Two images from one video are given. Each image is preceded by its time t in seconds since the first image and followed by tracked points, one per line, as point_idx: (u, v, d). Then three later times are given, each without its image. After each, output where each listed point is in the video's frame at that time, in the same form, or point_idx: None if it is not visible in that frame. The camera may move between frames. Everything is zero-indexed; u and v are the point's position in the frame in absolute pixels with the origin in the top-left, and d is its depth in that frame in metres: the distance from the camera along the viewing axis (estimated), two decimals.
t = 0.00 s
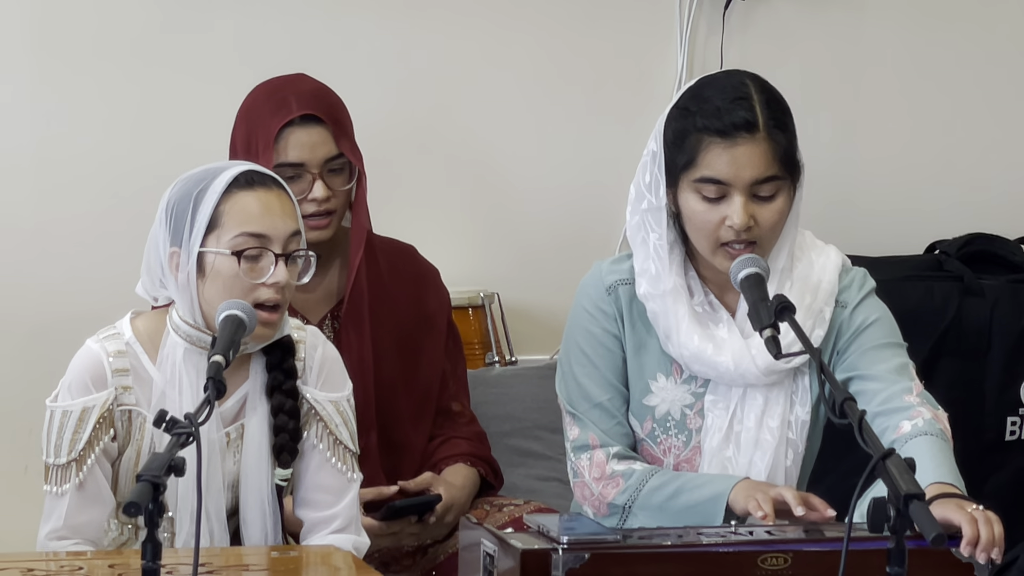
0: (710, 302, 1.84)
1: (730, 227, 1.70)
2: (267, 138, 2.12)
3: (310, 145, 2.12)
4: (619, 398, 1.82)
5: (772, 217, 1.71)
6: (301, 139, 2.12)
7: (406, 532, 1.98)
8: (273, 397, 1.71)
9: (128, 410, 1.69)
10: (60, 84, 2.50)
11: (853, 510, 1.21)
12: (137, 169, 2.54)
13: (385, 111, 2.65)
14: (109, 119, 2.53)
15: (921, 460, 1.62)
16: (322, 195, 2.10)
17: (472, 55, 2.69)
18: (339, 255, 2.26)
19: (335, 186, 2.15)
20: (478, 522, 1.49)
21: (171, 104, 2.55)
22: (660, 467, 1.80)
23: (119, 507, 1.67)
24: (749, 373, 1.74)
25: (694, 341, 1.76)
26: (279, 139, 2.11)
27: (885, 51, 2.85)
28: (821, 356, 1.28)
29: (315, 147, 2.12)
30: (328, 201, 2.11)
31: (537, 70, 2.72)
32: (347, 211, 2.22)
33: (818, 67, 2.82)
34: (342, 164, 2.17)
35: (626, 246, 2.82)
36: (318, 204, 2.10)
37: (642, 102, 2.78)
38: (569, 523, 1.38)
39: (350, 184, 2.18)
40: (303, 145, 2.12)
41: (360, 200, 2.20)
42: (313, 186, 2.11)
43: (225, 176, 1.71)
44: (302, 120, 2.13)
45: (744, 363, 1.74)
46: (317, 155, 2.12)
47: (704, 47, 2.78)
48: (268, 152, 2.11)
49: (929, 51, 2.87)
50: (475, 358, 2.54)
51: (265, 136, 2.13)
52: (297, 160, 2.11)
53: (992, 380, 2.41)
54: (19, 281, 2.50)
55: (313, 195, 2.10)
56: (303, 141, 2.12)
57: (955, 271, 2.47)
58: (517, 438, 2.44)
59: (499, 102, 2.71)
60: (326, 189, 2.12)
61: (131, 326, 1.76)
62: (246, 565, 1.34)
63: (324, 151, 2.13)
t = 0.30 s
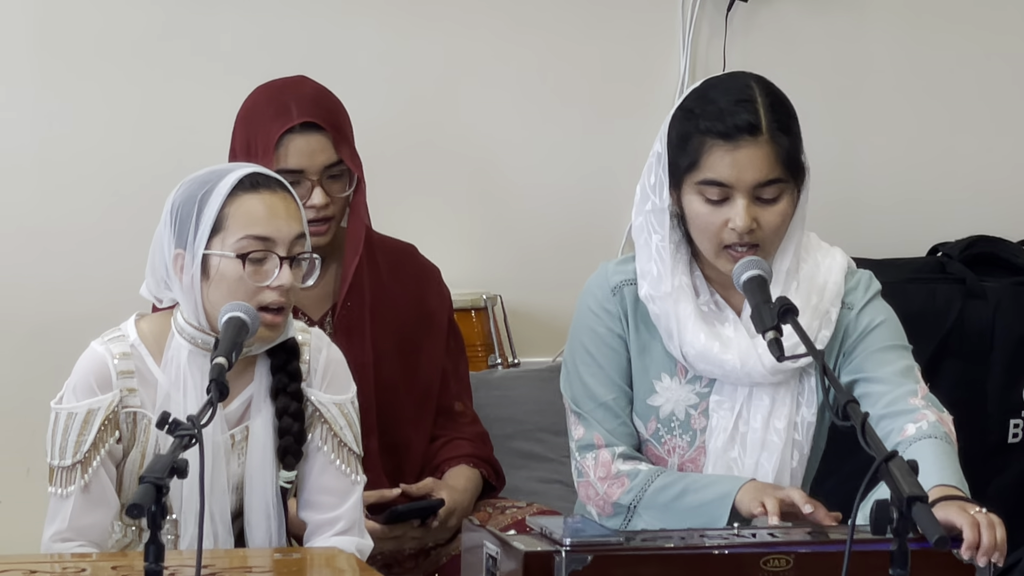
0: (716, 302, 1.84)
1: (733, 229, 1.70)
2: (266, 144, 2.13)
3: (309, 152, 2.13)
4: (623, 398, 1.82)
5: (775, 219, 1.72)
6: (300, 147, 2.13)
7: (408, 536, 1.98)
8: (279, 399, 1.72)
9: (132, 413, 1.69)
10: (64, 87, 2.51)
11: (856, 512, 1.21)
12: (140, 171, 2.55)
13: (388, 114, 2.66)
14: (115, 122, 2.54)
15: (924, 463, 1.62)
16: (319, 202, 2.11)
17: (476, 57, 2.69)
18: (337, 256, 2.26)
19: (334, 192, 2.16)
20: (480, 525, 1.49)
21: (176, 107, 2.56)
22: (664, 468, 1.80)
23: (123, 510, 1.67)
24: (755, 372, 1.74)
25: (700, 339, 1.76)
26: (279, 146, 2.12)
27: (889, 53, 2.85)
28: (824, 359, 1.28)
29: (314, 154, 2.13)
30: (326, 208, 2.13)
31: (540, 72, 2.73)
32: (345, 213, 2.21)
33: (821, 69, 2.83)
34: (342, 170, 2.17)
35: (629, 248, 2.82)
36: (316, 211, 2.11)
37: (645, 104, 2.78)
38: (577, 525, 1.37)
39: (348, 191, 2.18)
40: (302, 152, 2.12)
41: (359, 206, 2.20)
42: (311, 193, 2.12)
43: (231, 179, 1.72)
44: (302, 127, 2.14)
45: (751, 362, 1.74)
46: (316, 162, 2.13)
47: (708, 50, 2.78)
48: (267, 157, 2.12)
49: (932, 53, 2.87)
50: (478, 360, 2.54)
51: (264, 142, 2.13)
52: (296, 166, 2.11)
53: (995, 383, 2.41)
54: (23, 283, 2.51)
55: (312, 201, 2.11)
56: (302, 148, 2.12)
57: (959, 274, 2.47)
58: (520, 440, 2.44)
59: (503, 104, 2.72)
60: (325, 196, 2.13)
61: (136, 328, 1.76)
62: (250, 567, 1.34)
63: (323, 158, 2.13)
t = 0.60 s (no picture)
0: (719, 303, 1.84)
1: (736, 230, 1.70)
2: (264, 147, 2.13)
3: (306, 153, 2.12)
4: (627, 401, 1.83)
5: (778, 219, 1.72)
6: (298, 148, 2.13)
7: (413, 536, 1.98)
8: (282, 400, 1.72)
9: (137, 413, 1.69)
10: (68, 88, 2.51)
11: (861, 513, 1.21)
12: (144, 171, 2.55)
13: (391, 114, 2.66)
14: (118, 122, 2.54)
15: (929, 463, 1.61)
16: (319, 203, 2.11)
17: (479, 57, 2.69)
18: (339, 256, 2.26)
19: (333, 193, 2.16)
20: (484, 525, 1.48)
21: (179, 108, 2.56)
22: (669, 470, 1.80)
23: (127, 510, 1.67)
24: (758, 374, 1.74)
25: (703, 340, 1.76)
26: (276, 148, 2.12)
27: (893, 53, 2.85)
28: (828, 359, 1.28)
29: (312, 154, 2.13)
30: (325, 208, 2.13)
31: (544, 72, 2.73)
32: (346, 213, 2.21)
33: (824, 69, 2.82)
34: (340, 171, 2.17)
35: (632, 248, 2.82)
36: (316, 212, 2.12)
37: (649, 104, 2.78)
38: (580, 526, 1.37)
39: (347, 192, 2.18)
40: (300, 153, 2.12)
41: (359, 207, 2.19)
42: (311, 194, 2.12)
43: (234, 179, 1.71)
44: (299, 128, 2.14)
45: (754, 364, 1.74)
46: (315, 163, 2.13)
47: (711, 50, 2.78)
48: (265, 159, 2.12)
49: (936, 53, 2.86)
50: (481, 360, 2.54)
51: (262, 144, 2.13)
52: (294, 168, 2.11)
53: (1000, 384, 2.41)
54: (27, 283, 2.51)
55: (311, 203, 2.11)
56: (299, 150, 2.12)
57: (963, 274, 2.47)
58: (524, 440, 2.44)
59: (506, 105, 2.72)
60: (324, 196, 2.13)
61: (140, 328, 1.76)
62: (254, 567, 1.34)
63: (322, 159, 2.13)
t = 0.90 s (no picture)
0: (721, 305, 1.84)
1: (739, 229, 1.70)
2: (263, 145, 2.13)
3: (305, 150, 2.12)
4: (629, 403, 1.83)
5: (782, 219, 1.71)
6: (297, 145, 2.13)
7: (415, 535, 1.98)
8: (283, 401, 1.72)
9: (139, 413, 1.69)
10: (70, 88, 2.51)
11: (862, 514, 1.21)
12: (146, 171, 2.55)
13: (394, 115, 2.66)
14: (119, 123, 2.54)
15: (931, 464, 1.61)
16: (319, 200, 2.11)
17: (482, 58, 2.69)
18: (340, 256, 2.26)
19: (333, 190, 2.16)
20: (487, 526, 1.48)
21: (181, 108, 2.56)
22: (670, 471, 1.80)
23: (129, 510, 1.67)
24: (760, 375, 1.74)
25: (705, 342, 1.76)
26: (276, 146, 2.12)
27: (895, 53, 2.85)
28: (830, 360, 1.28)
29: (312, 152, 2.13)
30: (326, 206, 2.13)
31: (546, 72, 2.73)
32: (346, 213, 2.21)
33: (827, 70, 2.83)
34: (340, 168, 2.17)
35: (635, 249, 2.82)
36: (316, 210, 2.12)
37: (651, 105, 2.79)
38: (581, 526, 1.37)
39: (348, 188, 2.18)
40: (300, 151, 2.12)
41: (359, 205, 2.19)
42: (311, 192, 2.12)
43: (237, 180, 1.71)
44: (298, 126, 2.14)
45: (756, 365, 1.74)
46: (314, 160, 2.13)
47: (714, 51, 2.78)
48: (264, 158, 2.12)
49: (938, 53, 2.87)
50: (484, 361, 2.53)
51: (261, 143, 2.13)
52: (294, 166, 2.11)
53: (1002, 384, 2.41)
54: (29, 284, 2.51)
55: (312, 200, 2.11)
56: (299, 147, 2.12)
57: (965, 275, 2.48)
58: (527, 441, 2.45)
59: (509, 105, 2.72)
60: (324, 194, 2.13)
61: (141, 329, 1.76)
62: (256, 568, 1.34)
63: (321, 156, 2.13)
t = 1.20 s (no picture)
0: (721, 306, 1.84)
1: (740, 225, 1.70)
2: (274, 144, 2.13)
3: (316, 151, 2.12)
4: (628, 404, 1.83)
5: (782, 216, 1.71)
6: (308, 145, 2.12)
7: (416, 536, 1.98)
8: (285, 402, 1.72)
9: (140, 414, 1.69)
10: (72, 88, 2.52)
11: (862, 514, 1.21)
12: (147, 172, 2.55)
13: (395, 116, 2.66)
14: (120, 124, 2.54)
15: (931, 464, 1.61)
16: (329, 200, 2.10)
17: (483, 58, 2.69)
18: (347, 259, 2.25)
19: (342, 191, 2.16)
20: (487, 527, 1.48)
21: (182, 109, 2.56)
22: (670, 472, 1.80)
23: (130, 511, 1.67)
24: (761, 376, 1.74)
25: (706, 343, 1.76)
26: (286, 145, 2.12)
27: (897, 54, 2.85)
28: (831, 360, 1.28)
29: (322, 152, 2.12)
30: (335, 207, 2.12)
31: (548, 73, 2.73)
32: (354, 216, 2.21)
33: (828, 70, 2.83)
34: (349, 170, 2.17)
35: (637, 250, 2.82)
36: (325, 210, 2.11)
37: (653, 105, 2.79)
38: (579, 526, 1.38)
39: (356, 190, 2.18)
40: (310, 151, 2.12)
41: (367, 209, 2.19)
42: (320, 192, 2.12)
43: (237, 182, 1.71)
44: (309, 125, 2.14)
45: (756, 366, 1.74)
46: (324, 161, 2.13)
47: (716, 51, 2.78)
48: (275, 157, 2.12)
49: (940, 55, 2.87)
50: (485, 361, 2.53)
51: (272, 142, 2.13)
52: (304, 165, 2.11)
53: (1003, 385, 2.41)
54: (30, 285, 2.51)
55: (321, 200, 2.10)
56: (309, 147, 2.12)
57: (966, 276, 2.48)
58: (528, 442, 2.45)
59: (511, 106, 2.72)
60: (333, 195, 2.12)
61: (143, 329, 1.76)
62: (256, 568, 1.34)
63: (331, 157, 2.13)
